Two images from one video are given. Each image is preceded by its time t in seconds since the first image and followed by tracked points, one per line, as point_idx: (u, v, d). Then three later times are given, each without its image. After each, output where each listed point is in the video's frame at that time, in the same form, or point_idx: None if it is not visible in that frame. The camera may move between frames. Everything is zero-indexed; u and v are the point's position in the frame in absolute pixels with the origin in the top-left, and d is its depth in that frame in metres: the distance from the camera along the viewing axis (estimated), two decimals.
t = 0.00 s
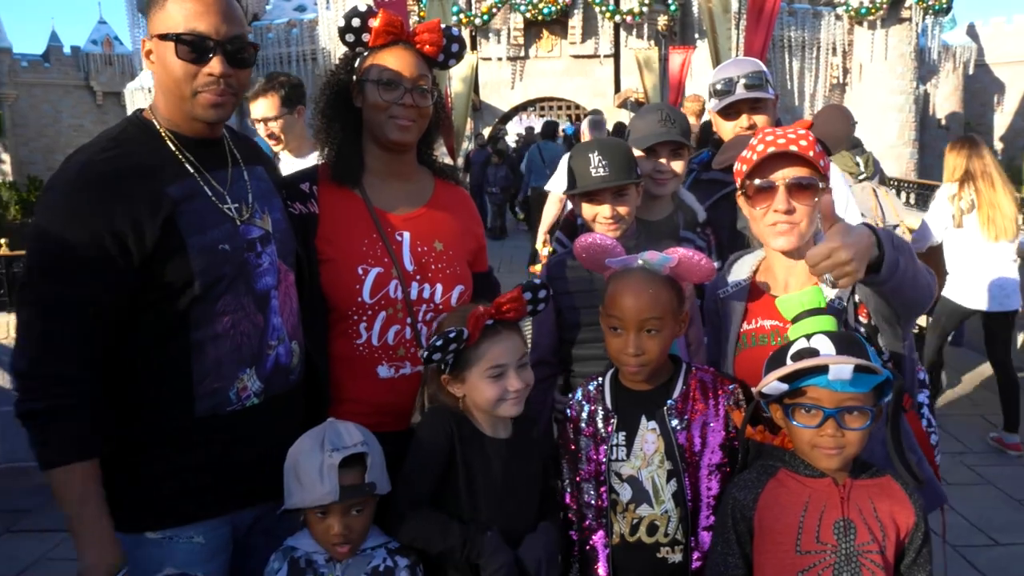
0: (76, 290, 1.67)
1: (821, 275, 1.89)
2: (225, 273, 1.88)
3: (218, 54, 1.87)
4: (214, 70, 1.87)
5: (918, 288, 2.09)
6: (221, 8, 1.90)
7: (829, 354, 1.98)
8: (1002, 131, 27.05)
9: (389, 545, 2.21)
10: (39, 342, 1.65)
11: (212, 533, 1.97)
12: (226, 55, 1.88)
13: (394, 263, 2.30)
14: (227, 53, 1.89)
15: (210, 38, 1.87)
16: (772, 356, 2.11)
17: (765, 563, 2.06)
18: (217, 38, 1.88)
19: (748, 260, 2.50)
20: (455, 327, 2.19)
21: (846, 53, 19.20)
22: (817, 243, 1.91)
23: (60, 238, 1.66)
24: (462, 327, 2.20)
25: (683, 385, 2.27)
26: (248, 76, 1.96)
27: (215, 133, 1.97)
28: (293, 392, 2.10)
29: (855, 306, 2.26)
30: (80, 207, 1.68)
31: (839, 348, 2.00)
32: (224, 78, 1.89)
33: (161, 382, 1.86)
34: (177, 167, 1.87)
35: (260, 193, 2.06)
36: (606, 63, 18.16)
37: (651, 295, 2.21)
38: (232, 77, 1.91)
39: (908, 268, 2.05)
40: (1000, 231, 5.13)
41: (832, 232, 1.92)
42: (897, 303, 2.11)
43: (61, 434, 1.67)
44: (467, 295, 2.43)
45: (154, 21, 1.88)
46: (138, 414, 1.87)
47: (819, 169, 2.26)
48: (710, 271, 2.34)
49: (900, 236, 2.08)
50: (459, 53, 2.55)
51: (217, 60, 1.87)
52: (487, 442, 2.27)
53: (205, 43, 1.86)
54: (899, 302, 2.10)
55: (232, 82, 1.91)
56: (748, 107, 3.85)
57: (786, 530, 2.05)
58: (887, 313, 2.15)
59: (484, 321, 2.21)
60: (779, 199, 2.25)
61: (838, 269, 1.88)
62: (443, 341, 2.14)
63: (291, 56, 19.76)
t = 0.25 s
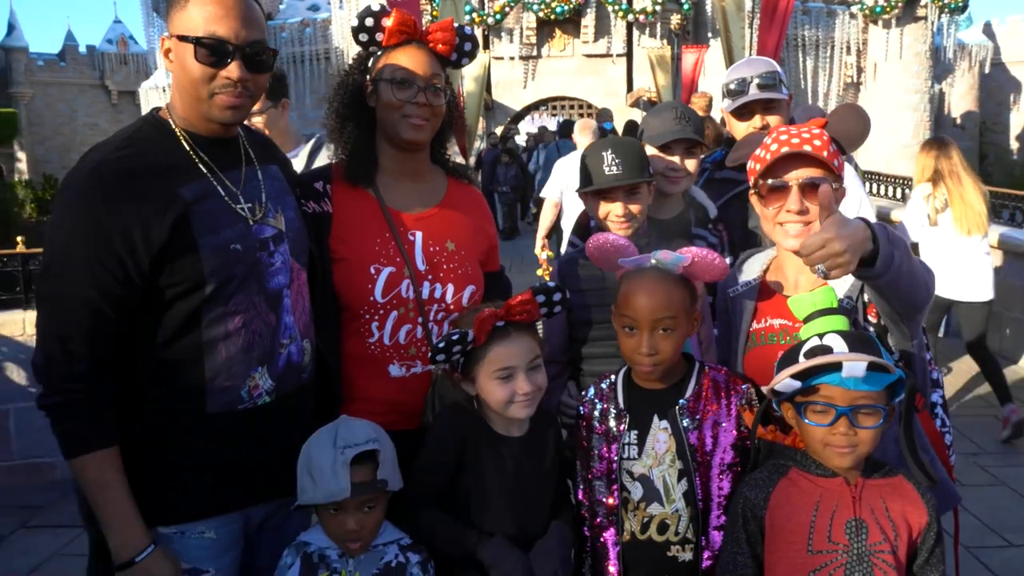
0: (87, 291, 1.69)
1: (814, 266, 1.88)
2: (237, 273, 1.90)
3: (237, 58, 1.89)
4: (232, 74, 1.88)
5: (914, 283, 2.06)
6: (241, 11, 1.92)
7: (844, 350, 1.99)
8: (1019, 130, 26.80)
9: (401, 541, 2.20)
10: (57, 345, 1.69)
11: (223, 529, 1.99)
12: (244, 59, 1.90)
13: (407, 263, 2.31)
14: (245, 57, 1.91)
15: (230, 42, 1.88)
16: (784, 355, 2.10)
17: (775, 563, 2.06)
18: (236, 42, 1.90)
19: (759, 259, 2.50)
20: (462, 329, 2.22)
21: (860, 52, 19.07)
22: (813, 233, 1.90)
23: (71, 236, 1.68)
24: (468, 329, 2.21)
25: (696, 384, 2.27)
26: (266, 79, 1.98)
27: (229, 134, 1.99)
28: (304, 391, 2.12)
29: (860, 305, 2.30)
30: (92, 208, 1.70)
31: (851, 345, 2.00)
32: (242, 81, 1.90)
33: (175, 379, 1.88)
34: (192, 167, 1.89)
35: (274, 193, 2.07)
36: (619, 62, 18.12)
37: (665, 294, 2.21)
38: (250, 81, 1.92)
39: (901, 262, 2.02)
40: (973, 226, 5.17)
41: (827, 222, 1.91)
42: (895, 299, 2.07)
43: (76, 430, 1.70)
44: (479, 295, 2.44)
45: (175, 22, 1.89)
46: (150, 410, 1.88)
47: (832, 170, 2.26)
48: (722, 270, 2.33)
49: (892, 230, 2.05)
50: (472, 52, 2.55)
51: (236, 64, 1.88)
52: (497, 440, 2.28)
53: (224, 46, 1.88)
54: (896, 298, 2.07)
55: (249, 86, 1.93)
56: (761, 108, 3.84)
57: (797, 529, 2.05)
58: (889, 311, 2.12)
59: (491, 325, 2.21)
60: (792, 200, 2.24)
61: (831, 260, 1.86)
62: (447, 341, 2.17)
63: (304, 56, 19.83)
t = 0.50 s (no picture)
0: (94, 292, 1.70)
1: (816, 274, 1.88)
2: (240, 276, 1.91)
3: (240, 62, 1.90)
4: (236, 78, 1.90)
5: (913, 291, 2.06)
6: (245, 15, 1.93)
7: (842, 353, 1.98)
8: None
9: (404, 544, 2.21)
10: (60, 344, 1.69)
11: (224, 530, 2.00)
12: (248, 63, 1.91)
13: (410, 266, 2.32)
14: (249, 61, 1.92)
15: (234, 46, 1.89)
16: (785, 358, 2.11)
17: (777, 565, 2.06)
18: (239, 47, 1.91)
19: (760, 263, 2.51)
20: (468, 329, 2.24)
21: (866, 54, 19.03)
22: (815, 241, 1.91)
23: (76, 237, 1.69)
24: (474, 330, 2.24)
25: (700, 387, 2.27)
26: (269, 83, 1.99)
27: (234, 137, 2.00)
28: (306, 393, 2.13)
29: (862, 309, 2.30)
30: (99, 210, 1.71)
31: (851, 349, 1.99)
32: (246, 85, 1.92)
33: (180, 380, 1.89)
34: (195, 170, 1.90)
35: (277, 196, 2.08)
36: (624, 65, 18.13)
37: (670, 296, 2.21)
38: (254, 84, 1.94)
39: (902, 268, 2.02)
40: (945, 219, 5.55)
41: (829, 230, 1.92)
42: (895, 305, 2.07)
43: (80, 431, 1.70)
44: (482, 299, 2.44)
45: (179, 26, 1.90)
46: (155, 410, 1.89)
47: (834, 175, 2.25)
48: (726, 271, 2.34)
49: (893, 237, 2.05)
50: (478, 55, 2.54)
51: (239, 68, 1.90)
52: (499, 443, 2.29)
53: (229, 50, 1.89)
54: (896, 304, 2.07)
55: (253, 89, 1.94)
56: (766, 112, 3.84)
57: (798, 532, 2.05)
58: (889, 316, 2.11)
59: (496, 326, 2.23)
60: (794, 206, 2.24)
61: (833, 268, 1.87)
62: (452, 341, 2.18)
63: (310, 58, 19.87)
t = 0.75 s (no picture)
0: (82, 295, 1.69)
1: (810, 280, 1.90)
2: (229, 279, 1.90)
3: (230, 65, 1.90)
4: (226, 81, 1.89)
5: (907, 295, 2.08)
6: (234, 18, 1.93)
7: (831, 357, 1.99)
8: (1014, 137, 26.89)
9: (393, 548, 2.21)
10: (49, 345, 1.69)
11: (213, 535, 1.99)
12: (238, 66, 1.91)
13: (400, 269, 2.32)
14: (240, 64, 1.92)
15: (224, 50, 1.89)
16: (775, 361, 2.12)
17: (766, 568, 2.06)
18: (230, 50, 1.90)
19: (753, 267, 2.50)
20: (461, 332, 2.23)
21: (856, 59, 19.12)
22: (808, 248, 1.92)
23: (65, 241, 1.69)
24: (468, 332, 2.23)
25: (691, 390, 2.28)
26: (260, 86, 1.98)
27: (224, 141, 1.99)
28: (296, 397, 2.12)
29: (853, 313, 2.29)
30: (87, 214, 1.71)
31: (841, 352, 2.01)
32: (236, 88, 1.91)
33: (169, 384, 1.88)
34: (185, 174, 1.90)
35: (267, 200, 2.08)
36: (616, 69, 18.17)
37: (661, 299, 2.22)
38: (244, 87, 1.93)
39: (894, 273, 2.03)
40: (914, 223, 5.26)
41: (822, 236, 1.93)
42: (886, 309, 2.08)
43: (69, 436, 1.69)
44: (472, 302, 2.44)
45: (170, 30, 1.90)
46: (147, 411, 1.88)
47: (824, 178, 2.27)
48: (716, 271, 2.37)
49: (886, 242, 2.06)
50: (468, 59, 2.56)
51: (229, 71, 1.90)
52: (489, 447, 2.28)
53: (219, 54, 1.89)
54: (888, 308, 2.08)
55: (243, 92, 1.94)
56: (755, 117, 3.86)
57: (787, 535, 2.06)
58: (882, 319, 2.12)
59: (490, 327, 2.23)
60: (785, 208, 2.25)
61: (826, 273, 1.89)
62: (446, 343, 2.18)
63: (302, 62, 19.83)
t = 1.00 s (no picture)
0: (75, 297, 1.69)
1: (810, 274, 1.90)
2: (221, 280, 1.89)
3: (220, 65, 1.89)
4: (216, 80, 1.89)
5: (904, 293, 2.09)
6: (224, 18, 1.92)
7: (826, 358, 2.00)
8: (1004, 138, 27.03)
9: (384, 547, 2.22)
10: (42, 348, 1.68)
11: (206, 537, 1.98)
12: (228, 66, 1.90)
13: (391, 270, 2.32)
14: (229, 64, 1.91)
15: (213, 49, 1.89)
16: (768, 362, 2.12)
17: (759, 569, 2.07)
18: (219, 49, 1.90)
19: (746, 267, 2.50)
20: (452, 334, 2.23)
21: (848, 60, 19.18)
22: (807, 242, 1.92)
23: (55, 243, 1.68)
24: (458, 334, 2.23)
25: (683, 390, 2.28)
26: (250, 86, 1.98)
27: (214, 141, 1.99)
28: (288, 399, 2.12)
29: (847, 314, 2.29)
30: (79, 215, 1.70)
31: (834, 353, 2.01)
32: (226, 88, 1.91)
33: (160, 386, 1.87)
34: (175, 175, 1.89)
35: (258, 200, 2.07)
36: (609, 70, 18.20)
37: (654, 299, 2.22)
38: (234, 87, 1.93)
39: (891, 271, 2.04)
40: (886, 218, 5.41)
41: (822, 231, 1.94)
42: (882, 306, 2.10)
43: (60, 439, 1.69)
44: (464, 302, 2.44)
45: (158, 30, 1.90)
46: (143, 412, 1.88)
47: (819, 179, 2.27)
48: (710, 272, 2.37)
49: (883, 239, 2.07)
50: (459, 60, 2.55)
51: (219, 70, 1.89)
52: (481, 448, 2.28)
53: (208, 53, 1.88)
54: (885, 305, 2.09)
55: (233, 92, 1.93)
56: (746, 119, 3.87)
57: (780, 536, 2.06)
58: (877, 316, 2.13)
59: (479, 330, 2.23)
60: (780, 209, 2.25)
61: (826, 268, 1.88)
62: (436, 346, 2.18)
63: (295, 63, 19.79)
